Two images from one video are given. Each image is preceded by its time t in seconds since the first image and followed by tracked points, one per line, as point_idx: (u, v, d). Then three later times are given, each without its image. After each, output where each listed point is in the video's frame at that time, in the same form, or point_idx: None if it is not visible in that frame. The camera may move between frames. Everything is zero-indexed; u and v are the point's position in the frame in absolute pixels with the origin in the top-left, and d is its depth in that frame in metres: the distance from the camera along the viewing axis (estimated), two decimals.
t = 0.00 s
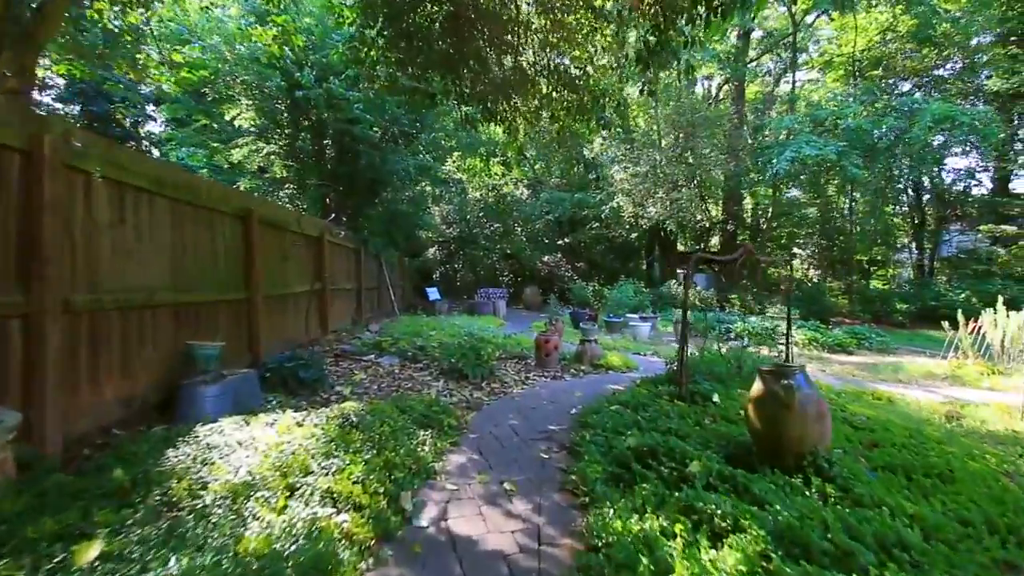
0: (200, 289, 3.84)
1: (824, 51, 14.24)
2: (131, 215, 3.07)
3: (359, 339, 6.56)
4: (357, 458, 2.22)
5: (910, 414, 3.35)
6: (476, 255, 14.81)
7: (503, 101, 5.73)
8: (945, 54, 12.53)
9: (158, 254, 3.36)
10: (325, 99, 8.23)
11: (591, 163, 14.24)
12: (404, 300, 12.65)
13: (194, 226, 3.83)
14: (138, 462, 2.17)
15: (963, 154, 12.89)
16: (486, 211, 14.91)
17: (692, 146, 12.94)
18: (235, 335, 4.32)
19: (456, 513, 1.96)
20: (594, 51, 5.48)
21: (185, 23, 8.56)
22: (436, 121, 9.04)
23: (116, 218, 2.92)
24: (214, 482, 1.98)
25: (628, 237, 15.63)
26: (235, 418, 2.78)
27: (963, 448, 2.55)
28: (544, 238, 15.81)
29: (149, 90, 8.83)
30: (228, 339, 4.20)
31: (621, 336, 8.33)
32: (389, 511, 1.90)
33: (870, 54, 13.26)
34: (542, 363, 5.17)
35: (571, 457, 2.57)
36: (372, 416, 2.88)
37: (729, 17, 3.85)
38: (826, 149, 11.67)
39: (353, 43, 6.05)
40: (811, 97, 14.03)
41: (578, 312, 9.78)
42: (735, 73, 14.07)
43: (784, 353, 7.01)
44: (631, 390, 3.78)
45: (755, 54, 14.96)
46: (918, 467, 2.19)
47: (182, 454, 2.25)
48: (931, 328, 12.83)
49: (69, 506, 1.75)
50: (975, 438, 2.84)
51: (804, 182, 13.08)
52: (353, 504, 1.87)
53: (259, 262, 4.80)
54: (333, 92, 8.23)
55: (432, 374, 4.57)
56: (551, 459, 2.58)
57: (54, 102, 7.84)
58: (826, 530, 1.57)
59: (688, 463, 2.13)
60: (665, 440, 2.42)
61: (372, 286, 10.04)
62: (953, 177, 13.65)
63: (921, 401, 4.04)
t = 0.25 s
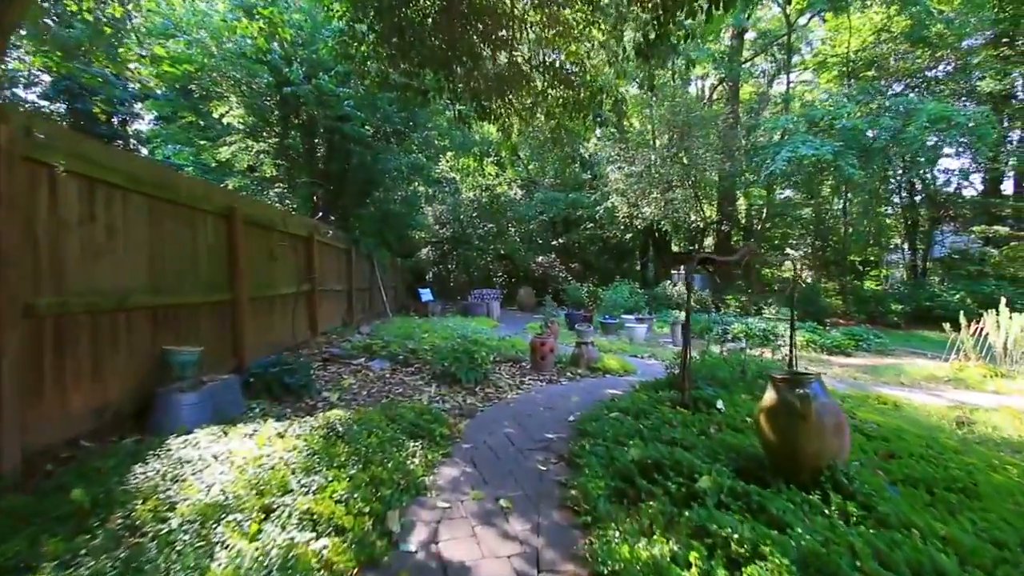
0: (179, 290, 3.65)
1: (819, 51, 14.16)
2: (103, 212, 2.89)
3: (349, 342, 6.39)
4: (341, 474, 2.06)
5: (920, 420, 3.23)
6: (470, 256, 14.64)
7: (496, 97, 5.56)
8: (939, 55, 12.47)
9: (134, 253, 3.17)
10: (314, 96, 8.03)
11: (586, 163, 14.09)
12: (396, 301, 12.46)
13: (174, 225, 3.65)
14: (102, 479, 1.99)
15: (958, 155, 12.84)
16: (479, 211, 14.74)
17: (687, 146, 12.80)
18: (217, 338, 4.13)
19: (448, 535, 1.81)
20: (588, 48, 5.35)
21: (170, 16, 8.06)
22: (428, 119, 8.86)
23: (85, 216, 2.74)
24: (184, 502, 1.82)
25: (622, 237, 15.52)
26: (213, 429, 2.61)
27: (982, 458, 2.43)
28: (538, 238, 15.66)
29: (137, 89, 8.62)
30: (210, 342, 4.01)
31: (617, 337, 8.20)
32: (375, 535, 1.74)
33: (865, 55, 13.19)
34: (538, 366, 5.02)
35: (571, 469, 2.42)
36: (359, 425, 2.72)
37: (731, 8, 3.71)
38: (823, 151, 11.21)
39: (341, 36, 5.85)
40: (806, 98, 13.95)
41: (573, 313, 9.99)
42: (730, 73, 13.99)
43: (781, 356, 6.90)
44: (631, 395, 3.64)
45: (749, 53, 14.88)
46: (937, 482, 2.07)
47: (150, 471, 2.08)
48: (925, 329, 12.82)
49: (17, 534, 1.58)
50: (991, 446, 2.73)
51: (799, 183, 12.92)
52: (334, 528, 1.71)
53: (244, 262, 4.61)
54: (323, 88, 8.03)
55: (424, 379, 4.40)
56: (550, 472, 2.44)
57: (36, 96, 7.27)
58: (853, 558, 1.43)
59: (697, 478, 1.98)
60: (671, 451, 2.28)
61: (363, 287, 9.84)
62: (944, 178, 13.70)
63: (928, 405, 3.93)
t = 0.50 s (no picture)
0: (157, 290, 3.47)
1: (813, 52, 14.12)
2: (72, 207, 2.72)
3: (338, 343, 6.21)
4: (323, 490, 1.89)
5: (931, 424, 3.12)
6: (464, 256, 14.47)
7: (491, 92, 5.39)
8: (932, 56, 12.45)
9: (108, 251, 3.00)
10: (303, 91, 7.85)
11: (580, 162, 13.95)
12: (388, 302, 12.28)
13: (152, 221, 3.47)
14: (60, 497, 1.82)
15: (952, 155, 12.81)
16: (473, 210, 14.57)
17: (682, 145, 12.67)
18: (198, 340, 3.95)
19: (439, 558, 1.65)
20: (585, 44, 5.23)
21: (156, 7, 7.97)
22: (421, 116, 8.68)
23: (50, 210, 2.56)
24: (148, 524, 1.65)
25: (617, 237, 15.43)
26: (188, 439, 2.44)
27: (1002, 467, 2.31)
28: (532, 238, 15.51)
29: (123, 85, 8.37)
30: (190, 345, 3.84)
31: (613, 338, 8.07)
32: (357, 560, 1.59)
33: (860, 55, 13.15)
34: (534, 368, 4.88)
35: (571, 481, 2.27)
36: (346, 434, 2.56)
37: None
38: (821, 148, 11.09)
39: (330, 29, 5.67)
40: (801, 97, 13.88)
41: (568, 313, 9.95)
42: (724, 72, 13.96)
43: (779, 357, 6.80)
44: (632, 399, 3.50)
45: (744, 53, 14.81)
46: (962, 495, 1.94)
47: (115, 486, 1.91)
48: (920, 329, 12.80)
49: None
50: (1008, 453, 2.61)
51: (793, 184, 12.77)
52: (313, 553, 1.55)
53: (228, 261, 4.43)
54: (312, 83, 7.83)
55: (416, 382, 4.24)
56: (549, 483, 2.29)
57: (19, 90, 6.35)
58: None
59: (709, 494, 1.84)
60: (678, 462, 2.14)
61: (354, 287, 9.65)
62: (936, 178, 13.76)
63: (935, 408, 3.83)
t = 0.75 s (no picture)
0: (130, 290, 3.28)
1: (804, 53, 14.13)
2: (34, 203, 2.52)
3: (325, 346, 6.02)
4: (301, 512, 1.73)
5: (940, 428, 3.02)
6: (455, 256, 14.29)
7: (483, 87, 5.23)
8: (922, 57, 12.47)
9: (75, 250, 2.82)
10: (290, 86, 7.66)
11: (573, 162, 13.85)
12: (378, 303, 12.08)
13: (124, 217, 3.27)
14: (4, 522, 1.64)
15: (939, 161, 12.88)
16: (464, 210, 14.41)
17: (675, 144, 12.57)
18: (174, 344, 3.75)
19: None
20: (581, 39, 5.07)
21: None
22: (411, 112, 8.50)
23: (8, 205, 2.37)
24: (102, 554, 1.47)
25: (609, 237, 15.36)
26: (158, 452, 2.26)
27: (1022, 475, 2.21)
28: (524, 238, 15.37)
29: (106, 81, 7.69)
30: (167, 349, 3.65)
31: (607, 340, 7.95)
32: None
33: (851, 56, 13.16)
34: (528, 372, 4.73)
35: (570, 495, 2.12)
36: (329, 445, 2.39)
37: None
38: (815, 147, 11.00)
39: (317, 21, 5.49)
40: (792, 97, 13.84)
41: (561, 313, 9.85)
42: (715, 71, 13.90)
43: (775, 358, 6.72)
44: (631, 403, 3.37)
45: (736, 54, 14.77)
46: (987, 510, 1.82)
47: (68, 509, 1.72)
48: (912, 329, 12.83)
49: None
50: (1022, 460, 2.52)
51: (785, 184, 12.70)
52: None
53: (208, 261, 4.23)
54: (299, 77, 7.63)
55: (406, 386, 4.08)
56: (547, 497, 2.13)
57: None
58: None
59: (721, 513, 1.69)
60: (685, 475, 2.00)
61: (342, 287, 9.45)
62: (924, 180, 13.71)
63: (939, 411, 3.73)
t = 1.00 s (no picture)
0: (95, 292, 3.08)
1: (790, 55, 14.17)
2: None
3: (308, 348, 5.81)
4: (271, 539, 1.56)
5: (943, 433, 2.94)
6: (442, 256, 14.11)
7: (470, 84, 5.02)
8: (906, 60, 12.55)
9: (34, 249, 2.62)
10: (270, 80, 7.41)
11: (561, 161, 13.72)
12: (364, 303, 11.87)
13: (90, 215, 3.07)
14: None
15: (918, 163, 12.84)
16: (452, 210, 14.23)
17: (665, 143, 12.48)
18: (146, 348, 3.55)
19: None
20: (571, 34, 4.92)
21: None
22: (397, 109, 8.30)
23: None
24: None
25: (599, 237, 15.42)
26: (117, 467, 2.07)
27: None
28: (512, 238, 15.22)
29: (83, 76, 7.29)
30: (138, 353, 3.45)
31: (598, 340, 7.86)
32: None
33: (838, 58, 13.21)
34: (517, 374, 4.59)
35: (567, 511, 1.98)
36: (306, 458, 2.22)
37: None
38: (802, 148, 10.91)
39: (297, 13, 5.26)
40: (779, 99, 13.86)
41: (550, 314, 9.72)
42: (702, 71, 13.91)
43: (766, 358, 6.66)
44: (626, 409, 3.25)
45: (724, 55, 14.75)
46: (1008, 527, 1.72)
47: (7, 538, 1.54)
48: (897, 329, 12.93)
49: None
50: None
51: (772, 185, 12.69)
52: None
53: (183, 261, 4.04)
54: (281, 72, 7.39)
55: (392, 391, 3.91)
56: (542, 513, 1.99)
57: None
58: None
59: (732, 533, 1.57)
60: (690, 490, 1.88)
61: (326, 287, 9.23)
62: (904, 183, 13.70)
63: (938, 414, 3.66)
